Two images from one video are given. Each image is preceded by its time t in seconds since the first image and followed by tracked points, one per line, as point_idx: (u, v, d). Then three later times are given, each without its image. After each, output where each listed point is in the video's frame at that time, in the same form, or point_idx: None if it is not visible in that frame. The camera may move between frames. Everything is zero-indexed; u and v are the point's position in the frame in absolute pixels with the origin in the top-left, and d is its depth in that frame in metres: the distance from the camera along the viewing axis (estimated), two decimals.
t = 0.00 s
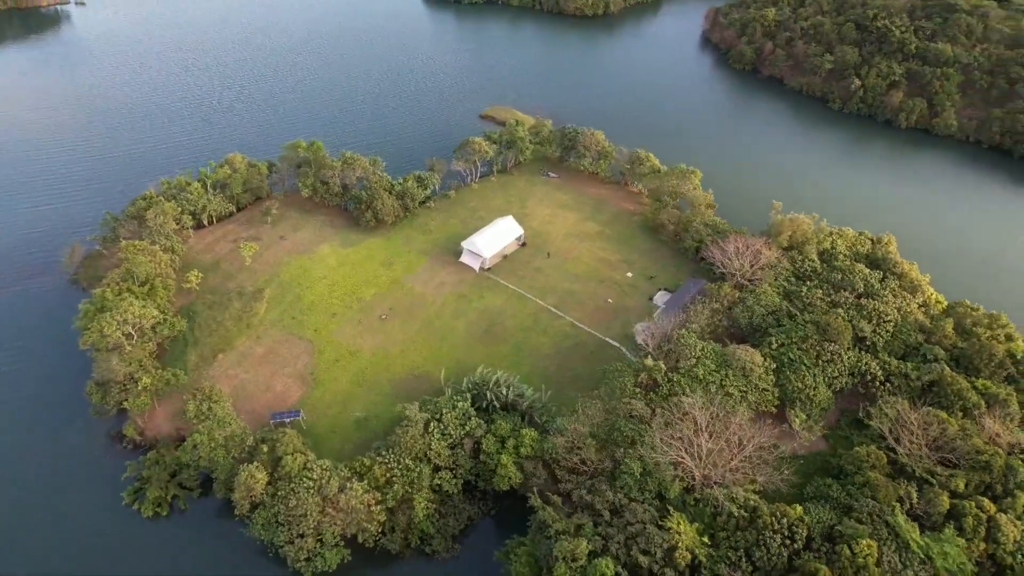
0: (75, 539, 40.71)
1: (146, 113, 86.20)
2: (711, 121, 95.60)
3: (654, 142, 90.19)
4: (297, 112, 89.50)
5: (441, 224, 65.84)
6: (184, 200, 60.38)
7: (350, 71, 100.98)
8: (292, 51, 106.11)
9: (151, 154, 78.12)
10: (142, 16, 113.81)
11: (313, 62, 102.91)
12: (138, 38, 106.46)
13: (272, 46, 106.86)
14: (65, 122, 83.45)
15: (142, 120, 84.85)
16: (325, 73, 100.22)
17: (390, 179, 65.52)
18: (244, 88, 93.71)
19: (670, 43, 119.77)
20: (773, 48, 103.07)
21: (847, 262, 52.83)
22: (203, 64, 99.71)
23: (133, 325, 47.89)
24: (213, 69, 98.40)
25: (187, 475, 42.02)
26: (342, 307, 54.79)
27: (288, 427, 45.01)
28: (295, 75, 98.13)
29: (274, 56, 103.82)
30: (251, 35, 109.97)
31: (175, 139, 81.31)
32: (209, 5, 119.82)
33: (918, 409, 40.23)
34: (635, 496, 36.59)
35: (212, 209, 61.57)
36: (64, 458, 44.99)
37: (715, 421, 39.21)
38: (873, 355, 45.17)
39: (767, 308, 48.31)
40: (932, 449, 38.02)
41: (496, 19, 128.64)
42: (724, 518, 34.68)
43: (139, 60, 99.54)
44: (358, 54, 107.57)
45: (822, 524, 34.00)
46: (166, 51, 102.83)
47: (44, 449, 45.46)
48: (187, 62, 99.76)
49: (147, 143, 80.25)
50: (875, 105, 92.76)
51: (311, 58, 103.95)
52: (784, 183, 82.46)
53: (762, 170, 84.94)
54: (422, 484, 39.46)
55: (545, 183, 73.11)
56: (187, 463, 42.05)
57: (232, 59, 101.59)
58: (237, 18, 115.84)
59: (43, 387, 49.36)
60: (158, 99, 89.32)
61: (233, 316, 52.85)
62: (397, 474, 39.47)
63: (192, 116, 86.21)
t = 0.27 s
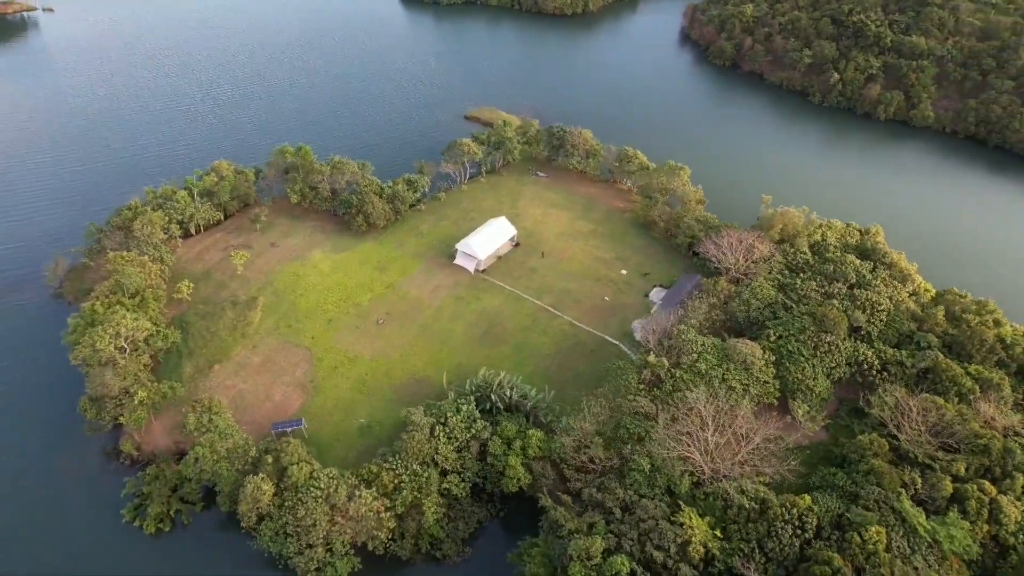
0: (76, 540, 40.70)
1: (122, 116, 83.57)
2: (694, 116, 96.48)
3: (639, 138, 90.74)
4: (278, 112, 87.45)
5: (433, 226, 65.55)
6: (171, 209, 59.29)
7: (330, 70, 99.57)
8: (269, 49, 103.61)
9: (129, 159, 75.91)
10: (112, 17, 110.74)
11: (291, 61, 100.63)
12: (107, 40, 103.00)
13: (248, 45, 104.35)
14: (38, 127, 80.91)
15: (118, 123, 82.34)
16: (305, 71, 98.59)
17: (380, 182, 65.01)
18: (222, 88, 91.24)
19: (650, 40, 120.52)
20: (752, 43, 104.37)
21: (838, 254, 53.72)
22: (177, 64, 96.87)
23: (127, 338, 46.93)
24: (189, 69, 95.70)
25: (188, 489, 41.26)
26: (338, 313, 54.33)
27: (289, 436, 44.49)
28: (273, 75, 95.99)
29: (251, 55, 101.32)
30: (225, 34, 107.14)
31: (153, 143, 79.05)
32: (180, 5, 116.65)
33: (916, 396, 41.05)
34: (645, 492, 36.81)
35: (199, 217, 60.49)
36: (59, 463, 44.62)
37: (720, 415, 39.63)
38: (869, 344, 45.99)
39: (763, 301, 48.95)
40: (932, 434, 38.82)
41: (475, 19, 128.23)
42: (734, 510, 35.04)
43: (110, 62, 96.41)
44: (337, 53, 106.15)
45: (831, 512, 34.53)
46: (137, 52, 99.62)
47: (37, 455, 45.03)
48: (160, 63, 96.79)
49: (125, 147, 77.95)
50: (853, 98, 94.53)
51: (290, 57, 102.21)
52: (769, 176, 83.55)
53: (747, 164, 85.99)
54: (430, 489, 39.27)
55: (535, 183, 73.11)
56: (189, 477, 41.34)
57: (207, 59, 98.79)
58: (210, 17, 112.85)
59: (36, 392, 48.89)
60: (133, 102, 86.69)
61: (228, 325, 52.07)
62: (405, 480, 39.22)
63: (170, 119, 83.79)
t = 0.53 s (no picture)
0: (75, 542, 40.51)
1: (98, 121, 81.19)
2: (677, 113, 97.35)
3: (623, 135, 91.27)
4: (261, 117, 86.04)
5: (425, 229, 65.19)
6: (158, 219, 58.18)
7: (311, 73, 98.40)
8: (248, 54, 101.94)
9: (109, 166, 73.94)
10: (80, 20, 107.67)
11: (270, 65, 99.27)
12: (78, 43, 99.97)
13: (225, 49, 102.42)
14: (10, 132, 78.32)
15: (94, 128, 79.91)
16: (285, 75, 97.25)
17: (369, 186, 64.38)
18: (202, 93, 89.48)
19: (629, 37, 121.19)
20: (731, 40, 105.53)
21: (829, 246, 54.57)
22: (153, 68, 94.43)
23: (120, 351, 45.92)
24: (166, 74, 93.41)
25: (190, 503, 40.51)
26: (334, 319, 53.79)
27: (291, 446, 43.90)
28: (254, 79, 94.42)
29: (229, 59, 99.46)
30: (201, 38, 105.05)
31: (133, 150, 77.02)
32: (153, 9, 114.08)
33: (914, 384, 41.86)
34: (655, 488, 37.04)
35: (187, 226, 59.44)
36: (55, 473, 44.05)
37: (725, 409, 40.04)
38: (864, 334, 46.81)
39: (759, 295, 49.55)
40: (931, 420, 39.63)
41: (454, 20, 127.73)
42: (744, 503, 35.41)
43: (83, 65, 93.53)
44: (317, 55, 104.86)
45: (838, 501, 35.09)
46: (111, 56, 97.01)
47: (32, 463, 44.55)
48: (136, 67, 94.27)
49: (104, 154, 75.82)
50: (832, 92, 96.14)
51: (268, 61, 100.68)
52: (753, 171, 84.61)
53: (731, 159, 86.96)
54: (439, 494, 39.04)
55: (524, 183, 73.04)
56: (191, 491, 40.59)
57: (184, 64, 96.71)
58: (184, 21, 110.48)
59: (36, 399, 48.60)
60: (110, 107, 84.23)
61: (222, 336, 51.21)
62: (413, 485, 38.98)
63: (150, 125, 81.72)
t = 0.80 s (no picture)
0: (74, 544, 40.47)
1: (80, 129, 79.69)
2: (663, 110, 98.00)
3: (611, 134, 91.66)
4: (247, 122, 84.98)
5: (418, 231, 64.86)
6: (148, 227, 57.25)
7: (294, 77, 97.49)
8: (230, 59, 100.67)
9: (93, 174, 72.66)
10: (56, 27, 105.61)
11: (253, 69, 98.16)
12: (55, 50, 97.94)
13: (206, 54, 101.05)
14: None
15: (76, 137, 78.30)
16: (268, 79, 96.23)
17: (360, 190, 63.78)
18: (185, 99, 88.20)
19: (612, 36, 121.72)
20: (713, 37, 106.46)
21: (822, 239, 55.28)
22: (133, 74, 92.79)
23: (115, 363, 45.10)
24: (147, 80, 91.80)
25: (193, 516, 39.88)
26: (332, 325, 53.35)
27: (294, 454, 43.42)
28: (238, 84, 93.31)
29: (211, 64, 98.11)
30: (181, 43, 103.49)
31: (118, 158, 75.61)
32: (130, 14, 112.21)
33: (911, 373, 42.57)
34: (664, 485, 37.24)
35: (177, 234, 58.58)
36: (51, 486, 43.40)
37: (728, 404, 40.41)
38: (860, 326, 47.48)
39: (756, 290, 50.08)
40: (930, 409, 40.31)
41: (436, 21, 127.28)
42: (752, 496, 35.77)
43: (61, 73, 91.56)
44: (300, 58, 103.90)
45: (844, 490, 35.59)
46: (90, 62, 95.23)
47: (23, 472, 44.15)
48: (116, 74, 92.55)
49: (88, 163, 74.36)
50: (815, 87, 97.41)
51: (251, 65, 99.55)
52: (740, 167, 85.45)
53: (718, 155, 87.77)
54: (447, 497, 38.88)
55: (515, 183, 72.97)
56: (194, 503, 40.00)
57: (166, 69, 95.22)
58: (163, 26, 108.80)
59: (24, 405, 48.07)
60: (92, 115, 82.56)
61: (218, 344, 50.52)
62: (421, 489, 38.79)
63: (133, 132, 80.35)
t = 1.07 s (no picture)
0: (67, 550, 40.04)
1: (59, 138, 77.96)
2: (647, 107, 98.67)
3: (597, 132, 92.08)
4: (231, 129, 83.73)
5: (412, 234, 64.53)
6: (137, 237, 56.18)
7: (277, 81, 96.41)
8: (210, 64, 99.13)
9: (75, 184, 71.13)
10: (28, 35, 103.20)
11: (234, 74, 96.89)
12: (29, 59, 95.72)
13: (186, 60, 99.50)
14: None
15: (56, 148, 76.48)
16: (249, 84, 94.97)
17: (352, 194, 63.28)
18: (166, 106, 86.76)
19: (593, 35, 122.11)
20: (694, 34, 107.44)
21: (813, 232, 56.09)
22: (111, 82, 90.87)
23: (111, 377, 44.15)
24: (125, 88, 89.93)
25: (198, 529, 39.24)
26: (330, 331, 52.89)
27: (298, 463, 42.93)
28: (218, 90, 92.03)
29: (191, 70, 96.56)
30: (159, 50, 101.71)
31: (101, 167, 73.98)
32: (104, 21, 110.07)
33: (907, 363, 43.36)
34: (673, 480, 37.55)
35: (167, 244, 57.60)
36: (48, 504, 42.35)
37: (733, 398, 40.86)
38: (855, 316, 48.28)
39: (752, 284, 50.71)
40: (929, 395, 41.09)
41: (417, 22, 126.71)
42: (762, 488, 36.21)
43: (37, 82, 89.49)
44: (280, 62, 102.76)
45: (851, 479, 36.19)
46: (65, 70, 93.16)
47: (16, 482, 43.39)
48: (93, 82, 90.54)
49: (69, 174, 72.67)
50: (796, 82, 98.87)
51: (231, 70, 98.17)
52: (727, 162, 86.41)
53: (703, 151, 88.66)
54: (458, 501, 38.75)
55: (506, 183, 72.90)
56: (201, 517, 39.32)
57: (144, 76, 93.56)
58: (139, 33, 106.88)
59: (16, 416, 47.37)
60: (70, 124, 80.83)
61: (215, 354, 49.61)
62: (432, 494, 38.65)
63: (114, 140, 78.81)
